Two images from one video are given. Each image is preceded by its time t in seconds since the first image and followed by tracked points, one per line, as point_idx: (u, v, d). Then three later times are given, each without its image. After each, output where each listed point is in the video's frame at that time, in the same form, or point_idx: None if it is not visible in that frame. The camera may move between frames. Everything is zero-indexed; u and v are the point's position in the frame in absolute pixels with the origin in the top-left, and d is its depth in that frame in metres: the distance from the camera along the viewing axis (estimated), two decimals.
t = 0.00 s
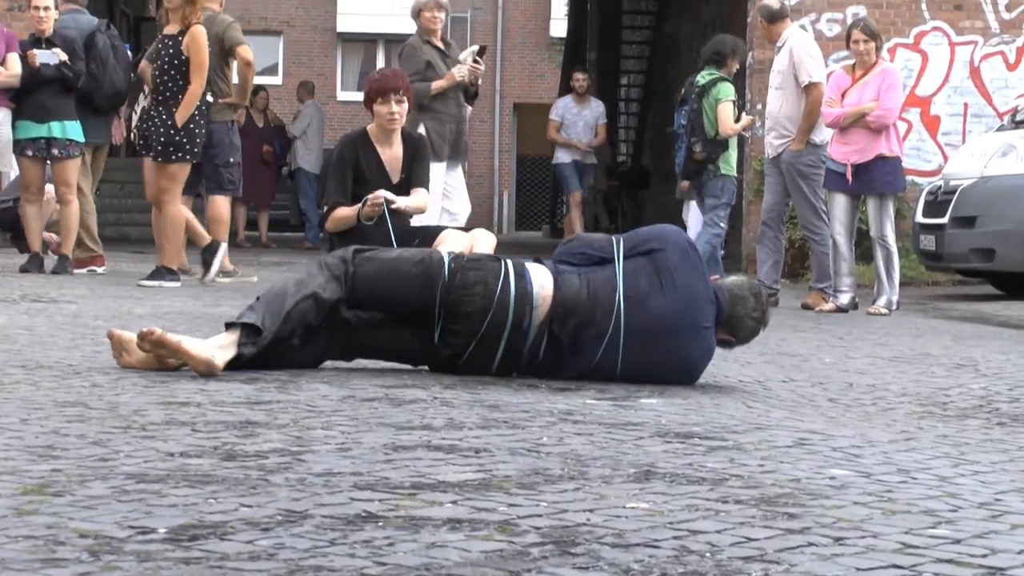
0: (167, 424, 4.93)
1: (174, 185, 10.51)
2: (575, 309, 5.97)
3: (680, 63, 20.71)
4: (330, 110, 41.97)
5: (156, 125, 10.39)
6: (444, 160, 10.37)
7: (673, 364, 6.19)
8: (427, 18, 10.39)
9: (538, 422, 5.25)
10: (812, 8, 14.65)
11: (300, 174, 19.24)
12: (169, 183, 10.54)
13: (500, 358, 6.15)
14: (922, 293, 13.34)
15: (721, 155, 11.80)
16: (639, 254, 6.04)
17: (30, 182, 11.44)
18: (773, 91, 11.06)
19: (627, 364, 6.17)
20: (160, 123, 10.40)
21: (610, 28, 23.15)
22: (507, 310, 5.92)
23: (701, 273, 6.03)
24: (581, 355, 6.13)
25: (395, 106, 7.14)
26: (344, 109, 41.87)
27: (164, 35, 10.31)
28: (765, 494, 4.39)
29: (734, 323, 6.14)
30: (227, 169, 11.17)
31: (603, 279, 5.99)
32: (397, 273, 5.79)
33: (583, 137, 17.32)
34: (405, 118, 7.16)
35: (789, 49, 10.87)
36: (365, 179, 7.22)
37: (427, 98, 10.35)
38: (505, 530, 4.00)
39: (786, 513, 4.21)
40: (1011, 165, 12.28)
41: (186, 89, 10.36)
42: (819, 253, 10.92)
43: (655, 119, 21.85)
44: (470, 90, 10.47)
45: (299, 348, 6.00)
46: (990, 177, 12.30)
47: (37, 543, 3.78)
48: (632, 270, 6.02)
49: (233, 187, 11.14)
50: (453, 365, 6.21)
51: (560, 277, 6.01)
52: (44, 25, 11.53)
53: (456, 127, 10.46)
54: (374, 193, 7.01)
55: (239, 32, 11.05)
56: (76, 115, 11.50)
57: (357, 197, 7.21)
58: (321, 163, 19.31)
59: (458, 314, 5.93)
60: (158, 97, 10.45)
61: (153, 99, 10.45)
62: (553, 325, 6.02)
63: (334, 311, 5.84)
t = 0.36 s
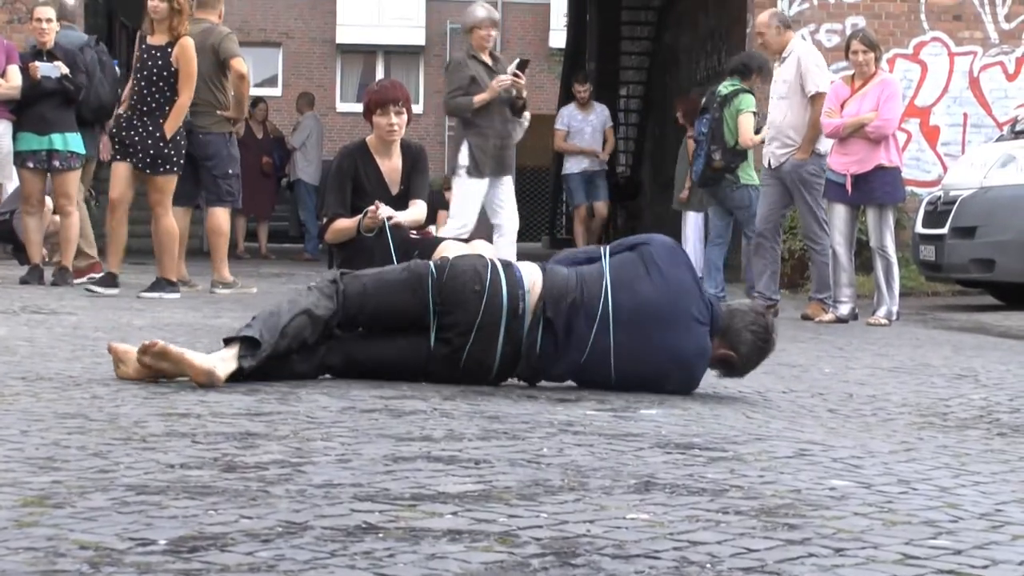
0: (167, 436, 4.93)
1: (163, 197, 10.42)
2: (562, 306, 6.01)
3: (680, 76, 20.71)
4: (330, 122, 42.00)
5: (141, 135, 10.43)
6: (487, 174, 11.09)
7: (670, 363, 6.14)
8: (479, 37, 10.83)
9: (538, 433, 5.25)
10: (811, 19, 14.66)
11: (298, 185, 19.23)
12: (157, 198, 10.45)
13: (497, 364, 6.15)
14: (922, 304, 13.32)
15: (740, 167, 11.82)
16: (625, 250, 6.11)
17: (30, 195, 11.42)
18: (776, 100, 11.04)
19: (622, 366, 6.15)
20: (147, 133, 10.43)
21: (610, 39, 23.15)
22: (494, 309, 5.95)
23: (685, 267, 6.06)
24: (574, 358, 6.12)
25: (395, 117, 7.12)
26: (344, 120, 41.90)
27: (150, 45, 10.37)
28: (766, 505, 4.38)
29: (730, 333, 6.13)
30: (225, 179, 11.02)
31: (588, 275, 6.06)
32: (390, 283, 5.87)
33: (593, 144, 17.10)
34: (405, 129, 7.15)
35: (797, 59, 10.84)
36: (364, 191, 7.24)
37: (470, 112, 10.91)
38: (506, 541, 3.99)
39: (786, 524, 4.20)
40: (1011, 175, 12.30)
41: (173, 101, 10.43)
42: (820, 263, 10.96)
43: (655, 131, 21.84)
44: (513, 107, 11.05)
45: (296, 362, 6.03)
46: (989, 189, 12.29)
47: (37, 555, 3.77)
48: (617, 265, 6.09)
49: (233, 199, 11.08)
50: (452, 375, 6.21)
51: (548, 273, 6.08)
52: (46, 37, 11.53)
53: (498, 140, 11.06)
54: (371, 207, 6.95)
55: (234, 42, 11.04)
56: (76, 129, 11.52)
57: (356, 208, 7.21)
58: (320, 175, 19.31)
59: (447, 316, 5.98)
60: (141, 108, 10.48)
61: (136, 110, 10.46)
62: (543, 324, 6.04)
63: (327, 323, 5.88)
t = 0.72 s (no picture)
0: (170, 445, 4.93)
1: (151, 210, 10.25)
2: (563, 310, 6.00)
3: (681, 82, 20.74)
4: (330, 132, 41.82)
5: (118, 143, 10.25)
6: (540, 179, 10.77)
7: (671, 368, 6.12)
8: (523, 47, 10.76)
9: (541, 441, 5.25)
10: (814, 25, 14.65)
11: (302, 195, 19.22)
12: (147, 209, 10.27)
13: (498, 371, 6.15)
14: (924, 311, 13.30)
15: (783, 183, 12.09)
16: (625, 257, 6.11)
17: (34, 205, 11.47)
18: (785, 102, 11.11)
19: (625, 371, 6.14)
20: (127, 143, 10.27)
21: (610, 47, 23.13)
22: (493, 313, 5.95)
23: (685, 273, 6.06)
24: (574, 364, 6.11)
25: (397, 125, 7.11)
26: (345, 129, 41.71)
27: (123, 53, 10.22)
28: (769, 512, 4.38)
29: (733, 340, 6.14)
30: (227, 189, 11.05)
31: (588, 282, 6.07)
32: (386, 286, 5.95)
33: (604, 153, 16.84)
34: (407, 138, 7.14)
35: (817, 66, 10.99)
36: (366, 200, 7.24)
37: (517, 118, 10.69)
38: (509, 549, 3.98)
39: (790, 532, 4.20)
40: (1013, 183, 12.28)
41: (150, 110, 10.30)
42: (824, 270, 11.10)
43: (656, 138, 21.90)
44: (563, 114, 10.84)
45: (295, 364, 6.08)
46: (992, 196, 12.28)
47: (41, 564, 3.76)
48: (617, 271, 6.10)
49: (234, 210, 11.04)
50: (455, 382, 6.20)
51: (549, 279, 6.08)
52: (50, 47, 11.51)
53: (545, 147, 10.82)
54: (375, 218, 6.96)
55: (237, 50, 11.08)
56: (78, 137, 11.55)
57: (358, 218, 7.21)
58: (322, 184, 19.35)
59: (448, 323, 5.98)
60: (118, 118, 10.29)
61: (112, 120, 10.28)
62: (544, 330, 6.02)
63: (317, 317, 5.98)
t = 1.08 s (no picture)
0: (171, 456, 4.93)
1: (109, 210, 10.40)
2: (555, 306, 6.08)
3: (681, 91, 20.78)
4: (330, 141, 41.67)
5: (85, 145, 10.24)
6: (580, 196, 10.54)
7: (667, 362, 6.12)
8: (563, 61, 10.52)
9: (542, 451, 5.25)
10: (813, 34, 14.69)
11: (302, 204, 19.22)
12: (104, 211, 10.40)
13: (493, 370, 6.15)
14: (924, 319, 13.28)
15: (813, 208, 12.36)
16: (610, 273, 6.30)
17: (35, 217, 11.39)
18: (789, 110, 11.19)
19: (623, 368, 6.13)
20: (94, 145, 10.25)
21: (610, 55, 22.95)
22: (484, 302, 6.05)
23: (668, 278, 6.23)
24: (570, 360, 6.10)
25: (397, 134, 7.12)
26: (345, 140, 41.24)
27: (86, 57, 10.23)
28: (770, 521, 4.38)
29: (727, 337, 6.12)
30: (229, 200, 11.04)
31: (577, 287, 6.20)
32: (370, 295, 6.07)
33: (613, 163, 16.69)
34: (407, 147, 7.15)
35: (825, 74, 11.11)
36: (366, 210, 7.24)
37: (556, 133, 10.42)
38: (509, 559, 3.96)
39: (791, 541, 4.19)
40: (1012, 191, 12.26)
41: (115, 113, 10.34)
42: (825, 278, 11.09)
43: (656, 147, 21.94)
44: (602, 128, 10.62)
45: (291, 362, 6.10)
46: (992, 204, 12.27)
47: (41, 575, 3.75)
48: (602, 281, 6.24)
49: (238, 219, 11.02)
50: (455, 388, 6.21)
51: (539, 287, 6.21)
52: (49, 58, 11.55)
53: (587, 162, 10.58)
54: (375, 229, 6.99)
55: (242, 63, 11.01)
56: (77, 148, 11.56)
57: (358, 227, 7.22)
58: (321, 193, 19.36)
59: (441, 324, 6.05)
60: (83, 122, 10.30)
61: (78, 124, 10.29)
62: (538, 326, 6.06)
63: (295, 323, 6.07)
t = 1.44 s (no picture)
0: (171, 463, 4.94)
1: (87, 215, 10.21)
2: (552, 307, 6.17)
3: (681, 96, 20.82)
4: (330, 147, 42.00)
5: (75, 152, 10.16)
6: (607, 202, 10.46)
7: (668, 358, 6.10)
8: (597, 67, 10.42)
9: (542, 458, 5.25)
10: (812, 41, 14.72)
11: (301, 212, 19.23)
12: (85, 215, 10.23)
13: (491, 366, 6.13)
14: (923, 325, 13.31)
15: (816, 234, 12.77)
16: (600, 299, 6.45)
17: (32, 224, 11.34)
18: (793, 117, 11.17)
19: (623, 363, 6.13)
20: (85, 150, 10.18)
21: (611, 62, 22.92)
22: (480, 296, 6.16)
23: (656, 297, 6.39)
24: (569, 355, 6.10)
25: (396, 141, 7.12)
26: (344, 145, 42.06)
27: (72, 63, 10.13)
28: (770, 529, 4.38)
29: (724, 343, 6.16)
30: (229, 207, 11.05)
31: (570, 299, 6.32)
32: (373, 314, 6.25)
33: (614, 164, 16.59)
34: (407, 154, 7.15)
35: (828, 82, 11.08)
36: (366, 217, 7.24)
37: (585, 138, 10.36)
38: (510, 565, 3.96)
39: (791, 548, 4.19)
40: (1012, 199, 12.28)
41: (104, 117, 10.26)
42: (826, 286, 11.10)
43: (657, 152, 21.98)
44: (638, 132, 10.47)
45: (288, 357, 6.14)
46: (992, 210, 12.29)
47: None
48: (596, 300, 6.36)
49: (237, 226, 11.08)
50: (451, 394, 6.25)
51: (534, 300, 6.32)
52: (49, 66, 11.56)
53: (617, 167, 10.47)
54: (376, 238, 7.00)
55: (242, 69, 11.00)
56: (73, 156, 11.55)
57: (357, 234, 7.23)
58: (321, 199, 19.38)
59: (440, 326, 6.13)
60: (72, 127, 10.21)
61: (67, 130, 10.19)
62: (537, 320, 6.11)
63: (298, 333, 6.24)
